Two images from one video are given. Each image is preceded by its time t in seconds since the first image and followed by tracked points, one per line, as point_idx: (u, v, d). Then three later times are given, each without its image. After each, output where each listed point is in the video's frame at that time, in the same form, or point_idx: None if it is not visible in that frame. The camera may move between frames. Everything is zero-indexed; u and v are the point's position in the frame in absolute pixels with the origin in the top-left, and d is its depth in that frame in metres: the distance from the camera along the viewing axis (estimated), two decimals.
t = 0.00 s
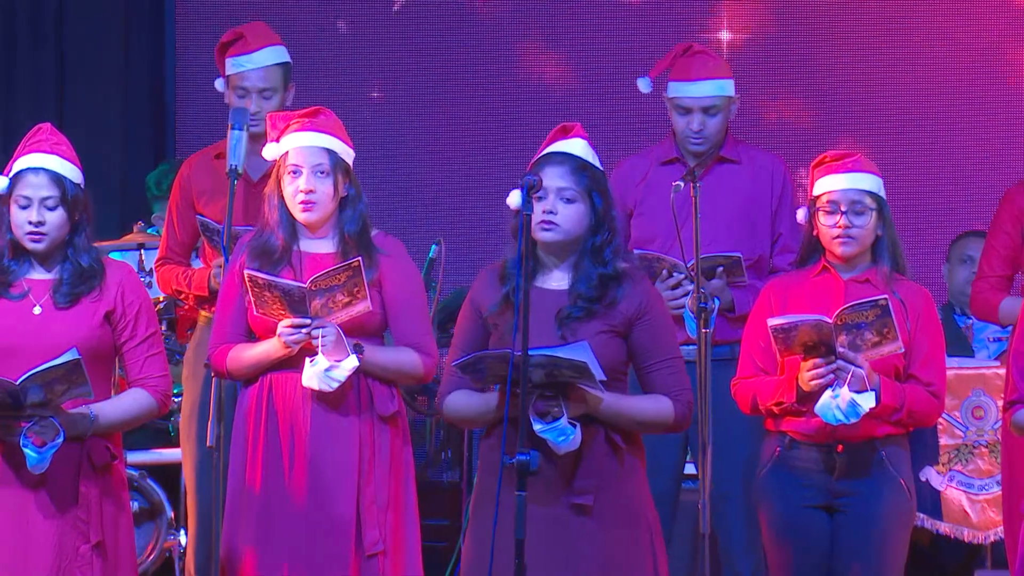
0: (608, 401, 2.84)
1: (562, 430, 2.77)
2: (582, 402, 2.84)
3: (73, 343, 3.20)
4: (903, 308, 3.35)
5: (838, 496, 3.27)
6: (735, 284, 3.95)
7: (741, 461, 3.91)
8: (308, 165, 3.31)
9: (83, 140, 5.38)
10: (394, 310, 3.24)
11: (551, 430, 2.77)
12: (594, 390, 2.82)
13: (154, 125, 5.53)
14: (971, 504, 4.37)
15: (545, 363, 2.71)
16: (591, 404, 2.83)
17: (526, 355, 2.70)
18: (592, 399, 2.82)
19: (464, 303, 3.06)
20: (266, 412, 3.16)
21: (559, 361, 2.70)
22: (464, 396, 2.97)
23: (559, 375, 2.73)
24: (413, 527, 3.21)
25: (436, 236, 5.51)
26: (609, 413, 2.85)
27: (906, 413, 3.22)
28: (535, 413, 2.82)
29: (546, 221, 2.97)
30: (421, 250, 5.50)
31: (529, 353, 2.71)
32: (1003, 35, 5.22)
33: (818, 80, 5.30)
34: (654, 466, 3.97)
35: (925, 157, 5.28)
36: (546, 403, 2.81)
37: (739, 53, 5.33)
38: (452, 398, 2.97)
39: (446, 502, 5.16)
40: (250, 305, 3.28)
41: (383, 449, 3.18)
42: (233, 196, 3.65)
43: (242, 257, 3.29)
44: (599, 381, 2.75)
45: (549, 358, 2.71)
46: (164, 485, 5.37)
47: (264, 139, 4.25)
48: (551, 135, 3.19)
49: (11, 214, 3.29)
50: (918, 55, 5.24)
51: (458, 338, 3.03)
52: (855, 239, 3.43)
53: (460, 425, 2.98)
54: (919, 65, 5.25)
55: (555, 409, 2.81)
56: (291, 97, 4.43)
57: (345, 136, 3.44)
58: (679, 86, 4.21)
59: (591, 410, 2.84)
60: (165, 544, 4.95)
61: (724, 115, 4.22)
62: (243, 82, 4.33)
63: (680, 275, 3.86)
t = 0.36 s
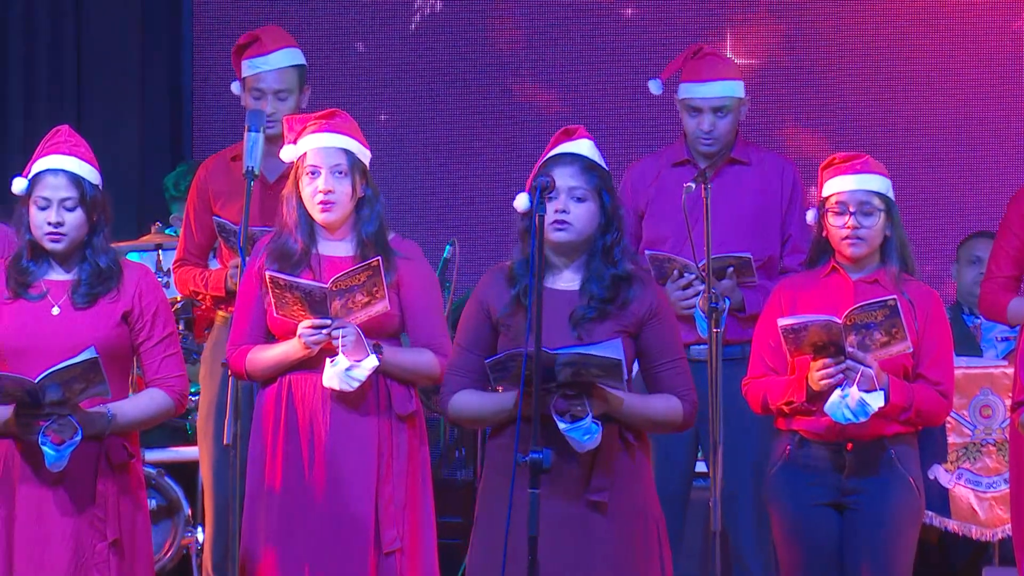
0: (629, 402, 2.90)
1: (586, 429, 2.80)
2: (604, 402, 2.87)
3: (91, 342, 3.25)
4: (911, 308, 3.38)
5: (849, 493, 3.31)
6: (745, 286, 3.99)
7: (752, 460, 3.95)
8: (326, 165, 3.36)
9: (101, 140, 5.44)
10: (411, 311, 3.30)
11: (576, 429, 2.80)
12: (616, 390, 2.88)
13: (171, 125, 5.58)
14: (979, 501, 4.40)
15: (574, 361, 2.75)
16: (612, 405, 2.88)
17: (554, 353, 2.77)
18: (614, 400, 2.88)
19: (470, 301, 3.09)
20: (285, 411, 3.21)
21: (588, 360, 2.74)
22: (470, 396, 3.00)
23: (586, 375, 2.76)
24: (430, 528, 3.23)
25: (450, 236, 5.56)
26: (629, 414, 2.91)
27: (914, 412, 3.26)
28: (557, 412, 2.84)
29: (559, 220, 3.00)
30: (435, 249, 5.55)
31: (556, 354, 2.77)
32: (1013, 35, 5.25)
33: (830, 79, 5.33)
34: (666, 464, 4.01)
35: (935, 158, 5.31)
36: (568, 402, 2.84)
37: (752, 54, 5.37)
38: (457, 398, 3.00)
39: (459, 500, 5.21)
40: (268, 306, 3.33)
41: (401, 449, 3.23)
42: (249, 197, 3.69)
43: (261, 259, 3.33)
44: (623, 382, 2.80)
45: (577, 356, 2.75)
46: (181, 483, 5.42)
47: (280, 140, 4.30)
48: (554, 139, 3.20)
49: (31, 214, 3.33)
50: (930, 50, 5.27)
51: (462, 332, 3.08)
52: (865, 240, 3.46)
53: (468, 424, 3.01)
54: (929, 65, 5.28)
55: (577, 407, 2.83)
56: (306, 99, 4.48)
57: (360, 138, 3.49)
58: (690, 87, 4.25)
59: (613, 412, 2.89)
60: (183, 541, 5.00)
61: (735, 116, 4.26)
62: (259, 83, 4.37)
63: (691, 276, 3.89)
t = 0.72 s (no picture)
0: (650, 401, 2.97)
1: (612, 427, 2.85)
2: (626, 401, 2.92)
3: (111, 342, 3.30)
4: (922, 310, 3.42)
5: (860, 491, 3.35)
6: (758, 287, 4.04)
7: (764, 458, 3.99)
8: (346, 167, 3.43)
9: (121, 141, 5.51)
10: (429, 311, 3.36)
11: (603, 427, 2.84)
12: (637, 390, 2.93)
13: (191, 129, 5.68)
14: (989, 499, 4.43)
15: (602, 360, 2.80)
16: (634, 404, 2.93)
17: (584, 351, 2.81)
18: (637, 400, 2.93)
19: (479, 301, 3.12)
20: (304, 411, 3.27)
21: (616, 358, 2.80)
22: (479, 398, 3.03)
23: (612, 374, 2.82)
24: (447, 526, 3.31)
25: (466, 237, 5.62)
26: (650, 413, 2.97)
27: (925, 411, 3.30)
28: (579, 410, 2.88)
29: (573, 217, 3.05)
30: (452, 250, 5.61)
31: (585, 352, 2.82)
32: None
33: (843, 82, 5.38)
34: (680, 463, 4.06)
35: (949, 159, 5.36)
36: (591, 400, 2.88)
37: (766, 56, 5.41)
38: (467, 400, 3.04)
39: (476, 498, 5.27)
40: (287, 307, 3.37)
41: (419, 448, 3.29)
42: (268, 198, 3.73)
43: (282, 258, 3.39)
44: (647, 381, 2.86)
45: (606, 355, 2.80)
46: (200, 481, 5.48)
47: (298, 142, 4.35)
48: (558, 143, 3.22)
49: (50, 215, 3.38)
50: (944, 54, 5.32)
51: (469, 334, 3.10)
52: (875, 241, 3.49)
53: (476, 424, 3.04)
54: (942, 68, 5.33)
55: (600, 406, 2.87)
56: (324, 102, 4.53)
57: (379, 139, 3.55)
58: (703, 90, 4.30)
59: (637, 413, 2.95)
60: (202, 538, 5.06)
61: (748, 118, 4.30)
62: (277, 86, 4.42)
63: (705, 276, 3.95)
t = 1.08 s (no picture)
0: (662, 400, 3.02)
1: (625, 424, 2.89)
2: (639, 399, 2.96)
3: (129, 342, 3.31)
4: (932, 310, 3.45)
5: (872, 489, 3.38)
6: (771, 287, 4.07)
7: (778, 457, 4.03)
8: (364, 167, 3.47)
9: (141, 143, 5.57)
10: (444, 311, 3.40)
11: (617, 424, 2.88)
12: (648, 388, 2.98)
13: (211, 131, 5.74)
14: (1001, 497, 4.46)
15: (618, 356, 2.84)
16: (647, 403, 2.98)
17: (601, 347, 2.85)
18: (650, 398, 2.98)
19: (490, 300, 3.16)
20: (321, 410, 3.32)
21: (632, 354, 2.83)
22: (491, 396, 3.07)
23: (626, 370, 2.85)
24: (462, 522, 3.35)
25: (483, 237, 5.68)
26: (662, 412, 3.02)
27: (936, 411, 3.33)
28: (592, 407, 2.94)
29: (586, 219, 3.10)
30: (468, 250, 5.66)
31: (602, 348, 2.85)
32: None
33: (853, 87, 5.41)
34: (694, 462, 4.10)
35: (963, 160, 5.38)
36: (604, 397, 2.93)
37: (779, 59, 5.45)
38: (477, 398, 3.08)
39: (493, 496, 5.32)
40: (304, 306, 3.43)
41: (435, 446, 3.32)
42: (286, 199, 3.77)
43: (299, 257, 3.44)
44: (661, 378, 2.89)
45: (622, 351, 2.83)
46: (220, 479, 5.54)
47: (316, 144, 4.38)
48: (569, 144, 3.26)
49: (69, 214, 3.40)
50: (953, 74, 5.37)
51: (480, 334, 3.14)
52: (886, 240, 3.53)
53: (486, 422, 3.08)
54: (953, 74, 5.37)
55: (613, 403, 2.92)
56: (343, 104, 4.55)
57: (398, 141, 3.60)
58: (718, 94, 4.33)
59: (650, 411, 2.99)
60: (222, 536, 5.11)
61: (762, 122, 4.34)
62: (295, 88, 4.45)
63: (719, 276, 3.99)
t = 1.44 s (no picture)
0: (671, 397, 3.04)
1: (632, 421, 2.91)
2: (647, 396, 2.99)
3: (147, 342, 3.32)
4: (945, 310, 3.47)
5: (886, 488, 3.41)
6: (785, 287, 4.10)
7: (792, 456, 4.07)
8: (382, 167, 3.51)
9: (160, 143, 5.63)
10: (460, 311, 3.44)
11: (622, 421, 2.91)
12: (657, 386, 3.01)
13: (229, 131, 5.80)
14: (1013, 497, 4.51)
15: (622, 353, 2.90)
16: (656, 400, 3.00)
17: (603, 345, 2.91)
18: (659, 396, 3.01)
19: (506, 301, 3.21)
20: (338, 411, 3.36)
21: (635, 350, 2.90)
22: (504, 396, 3.11)
23: (631, 367, 2.90)
24: (478, 520, 3.39)
25: (500, 237, 5.71)
26: (671, 409, 3.04)
27: (949, 411, 3.35)
28: (601, 405, 2.94)
29: (598, 223, 3.14)
30: (484, 251, 5.70)
31: (606, 346, 2.91)
32: None
33: (865, 91, 5.44)
34: (708, 461, 4.13)
35: (977, 160, 5.42)
36: (612, 395, 2.94)
37: (794, 60, 5.47)
38: (493, 397, 3.12)
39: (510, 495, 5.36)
40: (321, 306, 3.47)
41: (451, 445, 3.37)
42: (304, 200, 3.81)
43: (314, 257, 3.48)
44: (667, 375, 2.94)
45: (625, 348, 2.90)
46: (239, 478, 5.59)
47: (334, 144, 4.41)
48: (586, 144, 3.31)
49: (87, 214, 3.41)
50: (966, 79, 5.40)
51: (499, 333, 3.18)
52: (899, 240, 3.55)
53: (503, 421, 3.12)
54: (967, 77, 5.39)
55: (621, 401, 2.93)
56: (359, 105, 4.57)
57: (414, 141, 3.63)
58: (733, 97, 4.36)
59: (659, 409, 3.02)
60: (240, 534, 5.16)
61: (777, 124, 4.36)
62: (313, 89, 4.46)
63: (734, 277, 4.02)
